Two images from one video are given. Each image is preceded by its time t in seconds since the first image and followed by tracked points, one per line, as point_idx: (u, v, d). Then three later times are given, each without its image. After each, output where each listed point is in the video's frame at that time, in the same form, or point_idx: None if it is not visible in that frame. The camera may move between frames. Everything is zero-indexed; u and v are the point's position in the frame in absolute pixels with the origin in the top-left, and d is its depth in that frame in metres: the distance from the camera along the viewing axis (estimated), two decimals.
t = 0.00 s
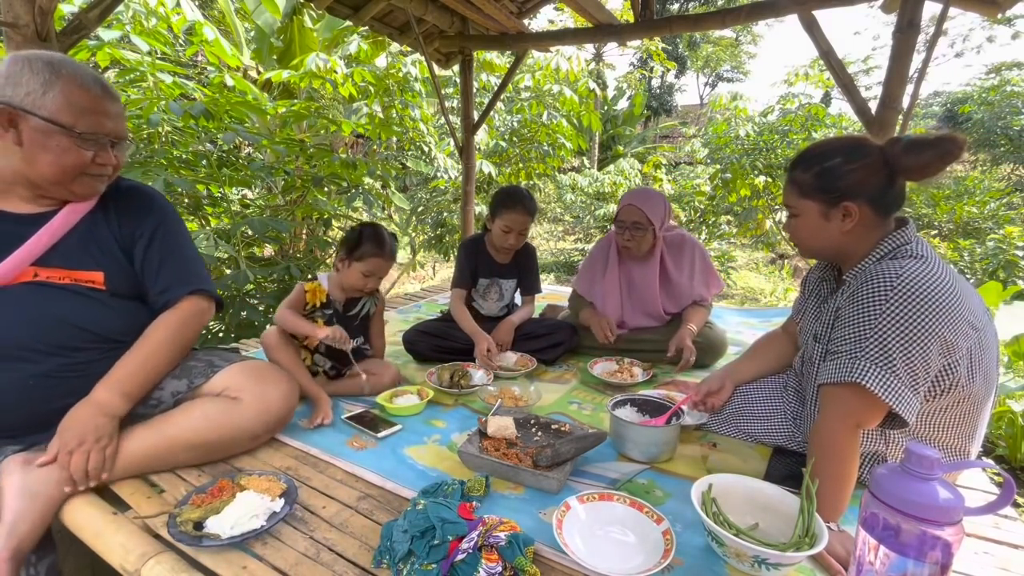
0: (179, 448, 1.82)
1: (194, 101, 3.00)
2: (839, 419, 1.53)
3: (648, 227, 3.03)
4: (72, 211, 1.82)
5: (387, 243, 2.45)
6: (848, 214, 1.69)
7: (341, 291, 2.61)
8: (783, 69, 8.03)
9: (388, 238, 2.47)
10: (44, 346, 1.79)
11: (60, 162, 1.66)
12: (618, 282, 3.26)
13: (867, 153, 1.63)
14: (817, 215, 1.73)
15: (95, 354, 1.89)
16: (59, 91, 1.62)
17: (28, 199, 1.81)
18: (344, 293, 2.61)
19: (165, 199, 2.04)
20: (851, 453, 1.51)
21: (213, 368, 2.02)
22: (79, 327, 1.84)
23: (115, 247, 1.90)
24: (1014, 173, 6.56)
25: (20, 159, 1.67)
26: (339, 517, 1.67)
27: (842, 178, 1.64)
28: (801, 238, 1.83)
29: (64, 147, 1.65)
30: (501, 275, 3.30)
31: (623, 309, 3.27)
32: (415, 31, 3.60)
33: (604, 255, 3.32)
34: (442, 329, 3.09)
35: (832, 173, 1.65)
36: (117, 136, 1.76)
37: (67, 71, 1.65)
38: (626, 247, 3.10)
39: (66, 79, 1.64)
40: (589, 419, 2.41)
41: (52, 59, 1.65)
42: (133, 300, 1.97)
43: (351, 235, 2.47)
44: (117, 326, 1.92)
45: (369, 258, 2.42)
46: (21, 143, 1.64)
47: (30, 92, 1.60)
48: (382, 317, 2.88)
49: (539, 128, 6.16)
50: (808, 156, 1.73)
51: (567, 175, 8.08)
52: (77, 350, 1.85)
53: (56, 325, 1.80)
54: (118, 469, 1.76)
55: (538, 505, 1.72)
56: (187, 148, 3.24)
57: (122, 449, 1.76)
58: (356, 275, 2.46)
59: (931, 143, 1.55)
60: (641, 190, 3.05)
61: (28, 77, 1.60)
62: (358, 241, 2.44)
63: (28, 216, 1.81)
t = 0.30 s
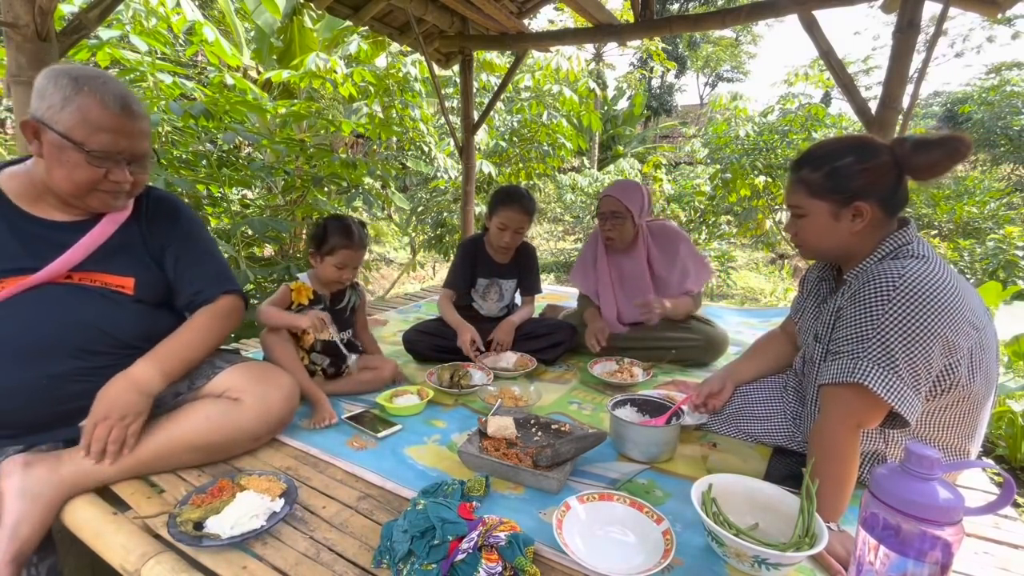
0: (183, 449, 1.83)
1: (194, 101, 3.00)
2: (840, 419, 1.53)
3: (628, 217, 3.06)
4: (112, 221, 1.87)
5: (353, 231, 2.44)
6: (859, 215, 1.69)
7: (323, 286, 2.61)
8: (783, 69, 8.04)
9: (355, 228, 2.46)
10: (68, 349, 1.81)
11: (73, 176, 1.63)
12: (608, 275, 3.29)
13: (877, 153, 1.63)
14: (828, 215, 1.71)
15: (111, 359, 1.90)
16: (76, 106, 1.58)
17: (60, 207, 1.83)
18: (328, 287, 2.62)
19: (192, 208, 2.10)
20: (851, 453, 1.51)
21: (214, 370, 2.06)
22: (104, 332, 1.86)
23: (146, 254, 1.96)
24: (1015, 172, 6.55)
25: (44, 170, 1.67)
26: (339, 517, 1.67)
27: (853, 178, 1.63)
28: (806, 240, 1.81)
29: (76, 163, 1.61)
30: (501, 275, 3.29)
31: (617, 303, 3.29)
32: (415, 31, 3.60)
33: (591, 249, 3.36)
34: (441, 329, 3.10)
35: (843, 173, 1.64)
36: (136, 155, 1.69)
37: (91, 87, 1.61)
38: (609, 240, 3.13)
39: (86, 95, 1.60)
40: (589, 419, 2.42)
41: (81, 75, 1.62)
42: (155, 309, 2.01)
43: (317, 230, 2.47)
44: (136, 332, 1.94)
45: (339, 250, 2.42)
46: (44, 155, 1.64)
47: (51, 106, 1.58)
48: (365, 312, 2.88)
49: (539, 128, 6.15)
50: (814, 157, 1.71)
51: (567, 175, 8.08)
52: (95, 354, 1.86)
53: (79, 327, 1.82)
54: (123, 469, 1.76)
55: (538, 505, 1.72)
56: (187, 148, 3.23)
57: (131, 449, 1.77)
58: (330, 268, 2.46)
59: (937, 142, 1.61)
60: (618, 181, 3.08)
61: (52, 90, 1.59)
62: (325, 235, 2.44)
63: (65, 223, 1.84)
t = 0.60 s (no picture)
0: (185, 451, 1.84)
1: (194, 101, 3.00)
2: (841, 419, 1.53)
3: (597, 223, 3.05)
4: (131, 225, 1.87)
5: (340, 227, 2.43)
6: (863, 215, 1.69)
7: (323, 286, 2.60)
8: (782, 69, 8.04)
9: (343, 224, 2.45)
10: (79, 349, 1.81)
11: (85, 179, 1.63)
12: (586, 280, 3.28)
13: (884, 152, 1.63)
14: (832, 215, 1.71)
15: (121, 362, 1.91)
16: (87, 109, 1.58)
17: (78, 210, 1.82)
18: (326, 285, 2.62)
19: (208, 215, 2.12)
20: (852, 454, 1.51)
21: (214, 369, 2.00)
22: (117, 335, 1.87)
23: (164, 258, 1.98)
24: (1014, 173, 6.55)
25: (59, 174, 1.68)
26: (339, 517, 1.67)
27: (859, 178, 1.63)
28: (811, 240, 1.81)
29: (87, 165, 1.61)
30: (498, 275, 3.30)
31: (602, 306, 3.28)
32: (415, 31, 3.60)
33: (568, 254, 3.36)
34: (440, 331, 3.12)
35: (850, 172, 1.64)
36: (148, 158, 1.69)
37: (103, 90, 1.62)
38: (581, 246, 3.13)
39: (98, 99, 1.60)
40: (589, 419, 2.42)
41: (95, 78, 1.63)
42: (166, 313, 2.02)
43: (305, 229, 2.47)
44: (149, 335, 1.95)
45: (328, 248, 2.42)
46: (59, 159, 1.65)
47: (64, 109, 1.59)
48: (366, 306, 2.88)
49: (539, 128, 6.15)
50: (820, 155, 1.72)
51: (567, 175, 8.07)
52: (106, 357, 1.87)
53: (95, 329, 1.82)
54: (125, 469, 1.77)
55: (538, 505, 1.72)
56: (187, 148, 3.23)
57: (134, 448, 1.77)
58: (322, 267, 2.47)
59: (945, 144, 1.59)
60: (588, 187, 3.08)
61: (67, 94, 1.61)
62: (313, 234, 2.44)
63: (86, 226, 1.83)
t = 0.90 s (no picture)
0: (185, 451, 1.84)
1: (194, 101, 3.00)
2: (840, 418, 1.53)
3: (569, 232, 3.06)
4: (131, 226, 1.86)
5: (338, 226, 2.43)
6: (864, 216, 1.70)
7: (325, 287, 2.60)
8: (782, 69, 8.04)
9: (342, 224, 2.45)
10: (80, 355, 1.81)
11: (79, 183, 1.62)
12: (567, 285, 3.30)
13: (887, 154, 1.64)
14: (833, 215, 1.72)
15: (120, 366, 1.91)
16: (80, 111, 1.56)
17: (75, 216, 1.81)
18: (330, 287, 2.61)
19: (207, 216, 2.13)
20: (851, 453, 1.51)
21: (216, 370, 2.00)
22: (118, 339, 1.87)
23: (164, 260, 1.97)
24: (1015, 172, 6.55)
25: (54, 177, 1.67)
26: (339, 517, 1.68)
27: (863, 178, 1.64)
28: (812, 241, 1.81)
29: (81, 169, 1.59)
30: (491, 275, 3.27)
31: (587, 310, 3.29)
32: (415, 31, 3.60)
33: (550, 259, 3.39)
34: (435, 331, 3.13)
35: (854, 172, 1.65)
36: (143, 161, 1.67)
37: (96, 91, 1.59)
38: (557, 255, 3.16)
39: (92, 100, 1.58)
40: (589, 419, 2.42)
41: (90, 79, 1.61)
42: (166, 317, 2.02)
43: (303, 229, 2.48)
44: (148, 339, 1.95)
45: (326, 247, 2.42)
46: (53, 161, 1.64)
47: (58, 111, 1.58)
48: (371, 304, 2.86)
49: (539, 128, 6.15)
50: (823, 155, 1.72)
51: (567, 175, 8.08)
52: (105, 361, 1.87)
53: (95, 334, 1.82)
54: (126, 469, 1.77)
55: (538, 505, 1.72)
56: (187, 148, 3.23)
57: (134, 450, 1.76)
58: (321, 266, 2.47)
59: (948, 146, 1.62)
60: (559, 196, 3.07)
61: (60, 96, 1.59)
62: (311, 234, 2.44)
63: (84, 231, 1.82)
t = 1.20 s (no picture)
0: (184, 451, 1.84)
1: (193, 101, 3.00)
2: (837, 417, 1.53)
3: (560, 234, 3.06)
4: (123, 230, 1.84)
5: (338, 227, 2.43)
6: (853, 219, 1.70)
7: (326, 289, 2.59)
8: (782, 69, 8.05)
9: (342, 224, 2.45)
10: (74, 359, 1.80)
11: (69, 189, 1.61)
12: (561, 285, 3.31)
13: (880, 159, 1.64)
14: (823, 217, 1.72)
15: (116, 369, 1.91)
16: (68, 115, 1.55)
17: (68, 221, 1.80)
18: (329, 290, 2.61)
19: (204, 212, 2.09)
20: (850, 453, 1.51)
21: (215, 371, 2.00)
22: (112, 344, 1.87)
23: (158, 264, 1.96)
24: (1015, 172, 6.54)
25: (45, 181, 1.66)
26: (339, 517, 1.68)
27: (854, 182, 1.64)
28: (801, 241, 1.82)
29: (70, 174, 1.59)
30: (490, 276, 3.27)
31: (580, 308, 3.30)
32: (415, 31, 3.59)
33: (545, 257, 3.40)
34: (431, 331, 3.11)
35: (846, 175, 1.65)
36: (134, 166, 1.66)
37: (83, 94, 1.58)
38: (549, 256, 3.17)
39: (81, 104, 1.57)
40: (589, 419, 2.42)
41: (78, 82, 1.60)
42: (163, 319, 2.02)
43: (303, 231, 2.48)
44: (144, 342, 1.95)
45: (328, 248, 2.42)
46: (42, 165, 1.63)
47: (46, 114, 1.57)
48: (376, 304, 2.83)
49: (539, 128, 6.15)
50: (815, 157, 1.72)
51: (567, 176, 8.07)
52: (102, 364, 1.87)
53: (89, 339, 1.82)
54: (125, 470, 1.77)
55: (538, 505, 1.72)
56: (187, 148, 3.24)
57: (133, 451, 1.76)
58: (323, 268, 2.46)
59: (941, 153, 1.59)
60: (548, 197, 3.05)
61: (48, 99, 1.58)
62: (312, 236, 2.44)
63: (76, 236, 1.81)
